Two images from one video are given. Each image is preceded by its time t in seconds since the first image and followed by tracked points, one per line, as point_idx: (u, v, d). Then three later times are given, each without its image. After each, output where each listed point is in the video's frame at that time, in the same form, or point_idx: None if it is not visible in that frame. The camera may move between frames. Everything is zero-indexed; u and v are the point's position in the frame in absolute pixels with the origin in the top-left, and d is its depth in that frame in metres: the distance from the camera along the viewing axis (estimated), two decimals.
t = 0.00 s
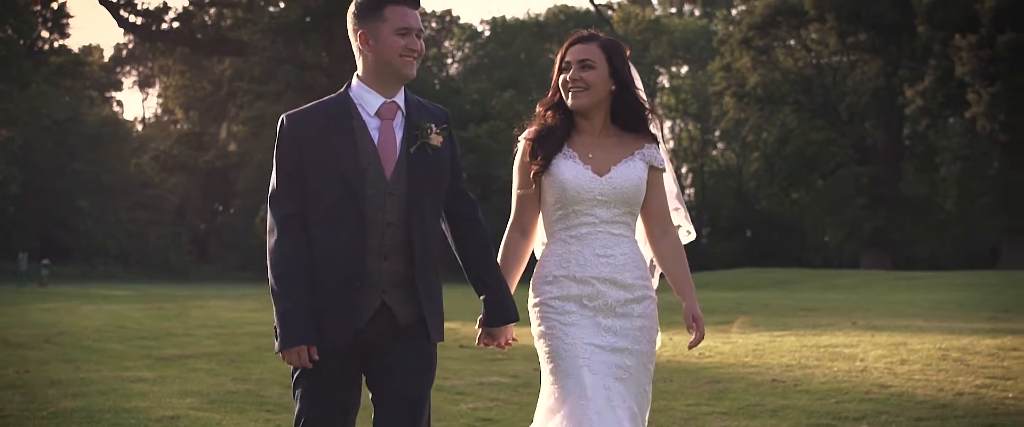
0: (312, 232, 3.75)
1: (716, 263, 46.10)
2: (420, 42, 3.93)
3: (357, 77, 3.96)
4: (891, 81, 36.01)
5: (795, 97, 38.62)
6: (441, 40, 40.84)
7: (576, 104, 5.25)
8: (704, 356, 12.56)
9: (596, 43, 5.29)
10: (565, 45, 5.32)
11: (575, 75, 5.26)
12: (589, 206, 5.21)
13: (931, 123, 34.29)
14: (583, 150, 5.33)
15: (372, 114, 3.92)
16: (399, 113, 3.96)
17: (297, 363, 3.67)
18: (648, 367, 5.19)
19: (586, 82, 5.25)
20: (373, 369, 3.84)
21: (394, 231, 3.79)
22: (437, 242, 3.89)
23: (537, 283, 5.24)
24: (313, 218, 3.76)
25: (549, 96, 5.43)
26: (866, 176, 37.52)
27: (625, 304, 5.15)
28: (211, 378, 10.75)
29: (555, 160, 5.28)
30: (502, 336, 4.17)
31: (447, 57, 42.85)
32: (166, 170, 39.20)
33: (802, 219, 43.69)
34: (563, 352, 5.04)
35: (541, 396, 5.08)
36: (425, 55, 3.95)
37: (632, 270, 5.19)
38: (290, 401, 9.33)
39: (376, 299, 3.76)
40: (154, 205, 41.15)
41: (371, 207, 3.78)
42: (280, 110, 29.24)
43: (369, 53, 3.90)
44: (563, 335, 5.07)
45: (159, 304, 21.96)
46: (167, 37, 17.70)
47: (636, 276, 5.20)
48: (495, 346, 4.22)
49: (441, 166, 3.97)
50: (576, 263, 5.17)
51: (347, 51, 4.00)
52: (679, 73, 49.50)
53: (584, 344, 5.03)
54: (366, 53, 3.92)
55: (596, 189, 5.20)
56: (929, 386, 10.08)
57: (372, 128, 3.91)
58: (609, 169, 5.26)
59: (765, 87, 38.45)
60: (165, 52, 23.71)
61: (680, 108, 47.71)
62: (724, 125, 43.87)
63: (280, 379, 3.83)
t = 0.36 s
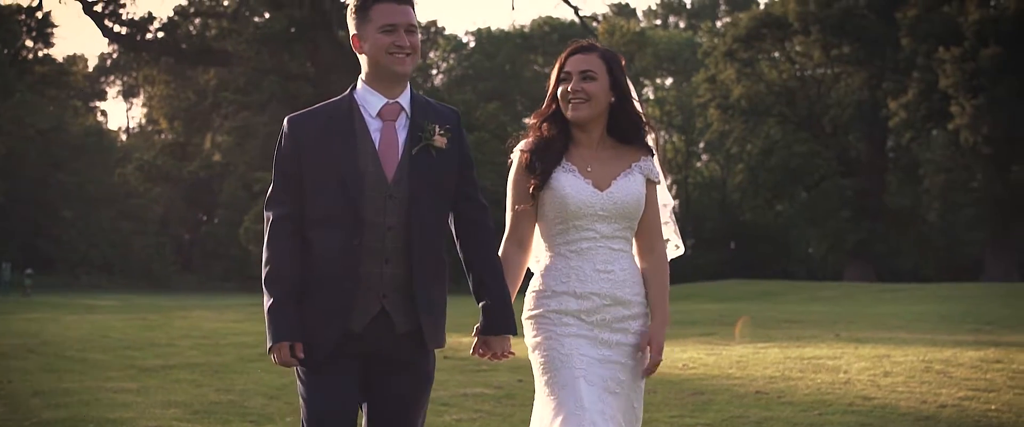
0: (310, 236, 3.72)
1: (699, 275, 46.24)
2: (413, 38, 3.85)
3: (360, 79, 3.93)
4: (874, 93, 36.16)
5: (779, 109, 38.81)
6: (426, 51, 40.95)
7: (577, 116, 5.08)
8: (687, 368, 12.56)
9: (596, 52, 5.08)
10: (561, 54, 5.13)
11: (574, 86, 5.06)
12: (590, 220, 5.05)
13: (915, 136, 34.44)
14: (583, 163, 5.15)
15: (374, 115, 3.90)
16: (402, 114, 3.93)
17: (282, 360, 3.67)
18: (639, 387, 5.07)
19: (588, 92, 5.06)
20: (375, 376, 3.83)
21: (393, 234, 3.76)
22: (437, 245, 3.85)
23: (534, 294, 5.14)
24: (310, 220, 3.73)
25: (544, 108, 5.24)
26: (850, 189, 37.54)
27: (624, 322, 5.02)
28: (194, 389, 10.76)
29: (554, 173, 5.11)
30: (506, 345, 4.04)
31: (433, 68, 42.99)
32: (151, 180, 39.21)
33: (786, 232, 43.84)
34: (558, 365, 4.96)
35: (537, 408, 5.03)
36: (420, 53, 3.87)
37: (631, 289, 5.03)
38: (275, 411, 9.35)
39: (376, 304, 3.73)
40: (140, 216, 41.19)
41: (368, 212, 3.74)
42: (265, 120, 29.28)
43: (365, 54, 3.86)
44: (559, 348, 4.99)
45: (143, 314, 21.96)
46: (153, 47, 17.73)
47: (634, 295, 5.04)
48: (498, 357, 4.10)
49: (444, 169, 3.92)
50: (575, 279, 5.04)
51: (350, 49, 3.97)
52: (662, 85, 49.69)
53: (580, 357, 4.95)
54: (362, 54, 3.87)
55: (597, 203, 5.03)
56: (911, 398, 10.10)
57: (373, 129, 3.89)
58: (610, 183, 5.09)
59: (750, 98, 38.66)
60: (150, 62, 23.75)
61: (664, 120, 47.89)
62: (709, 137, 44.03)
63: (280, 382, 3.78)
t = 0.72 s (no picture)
0: (307, 253, 3.73)
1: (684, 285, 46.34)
2: (406, 44, 3.86)
3: (357, 89, 3.94)
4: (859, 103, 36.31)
5: (763, 119, 38.88)
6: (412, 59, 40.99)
7: (586, 131, 4.90)
8: (672, 377, 12.56)
9: (600, 67, 4.90)
10: (558, 63, 4.95)
11: (580, 99, 4.87)
12: (585, 237, 4.85)
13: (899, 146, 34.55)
14: (579, 176, 4.95)
15: (371, 124, 3.89)
16: (400, 124, 3.92)
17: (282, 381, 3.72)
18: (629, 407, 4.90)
19: (596, 106, 4.88)
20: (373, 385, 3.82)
21: (392, 248, 3.75)
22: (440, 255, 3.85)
23: (528, 313, 4.96)
24: (305, 236, 3.74)
25: (539, 119, 5.02)
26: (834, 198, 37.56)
27: (620, 342, 4.85)
28: (177, 397, 10.73)
29: (551, 188, 4.88)
30: (492, 357, 3.90)
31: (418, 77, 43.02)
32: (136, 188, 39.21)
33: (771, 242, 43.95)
34: (554, 390, 4.82)
35: None
36: (415, 58, 3.88)
37: (628, 307, 4.86)
38: (258, 420, 9.32)
39: (375, 316, 3.73)
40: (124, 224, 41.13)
41: (365, 225, 3.73)
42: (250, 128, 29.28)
43: (360, 63, 3.89)
44: (553, 374, 4.85)
45: (125, 322, 21.89)
46: (137, 54, 17.71)
47: (631, 314, 4.87)
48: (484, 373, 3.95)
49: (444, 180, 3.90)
50: (571, 299, 4.86)
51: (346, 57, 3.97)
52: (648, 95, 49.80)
53: (572, 385, 4.80)
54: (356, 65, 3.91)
55: (595, 220, 4.83)
56: (895, 408, 10.13)
57: (370, 140, 3.87)
58: (609, 199, 4.89)
59: (734, 107, 38.80)
60: (135, 70, 23.72)
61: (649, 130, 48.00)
62: (693, 146, 44.11)
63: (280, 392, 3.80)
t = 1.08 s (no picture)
0: (302, 268, 3.77)
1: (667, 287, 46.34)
2: (399, 47, 3.89)
3: (348, 92, 3.96)
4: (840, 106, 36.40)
5: (744, 121, 38.95)
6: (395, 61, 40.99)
7: (585, 126, 4.84)
8: (652, 380, 12.58)
9: (597, 61, 4.86)
10: (551, 55, 4.89)
11: (580, 94, 4.81)
12: (573, 237, 4.80)
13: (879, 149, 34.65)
14: (570, 174, 4.90)
15: (364, 130, 3.93)
16: (394, 128, 3.96)
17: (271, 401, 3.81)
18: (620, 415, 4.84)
19: (595, 102, 4.83)
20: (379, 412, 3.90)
21: (391, 267, 3.80)
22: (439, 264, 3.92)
23: (511, 315, 4.91)
24: (299, 246, 3.79)
25: (527, 114, 4.97)
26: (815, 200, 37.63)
27: (611, 347, 4.77)
28: (158, 398, 10.73)
29: (539, 185, 4.83)
30: (475, 365, 3.92)
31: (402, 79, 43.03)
32: (117, 189, 39.16)
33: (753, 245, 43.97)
34: (536, 396, 4.77)
35: None
36: (407, 61, 3.90)
37: (616, 309, 4.78)
38: (236, 422, 9.32)
39: (378, 329, 3.77)
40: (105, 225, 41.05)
41: (363, 236, 3.77)
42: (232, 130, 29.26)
43: (351, 67, 3.92)
44: (535, 382, 4.79)
45: (105, 324, 21.86)
46: (118, 55, 17.70)
47: (620, 317, 4.79)
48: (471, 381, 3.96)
49: (436, 189, 3.94)
50: (556, 301, 4.81)
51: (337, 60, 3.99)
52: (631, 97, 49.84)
53: (555, 395, 4.76)
54: (346, 69, 3.93)
55: (583, 218, 4.78)
56: (875, 410, 10.17)
57: (363, 148, 3.91)
58: (598, 198, 4.83)
59: (715, 110, 38.88)
60: (116, 70, 23.72)
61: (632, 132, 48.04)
62: (675, 148, 44.15)
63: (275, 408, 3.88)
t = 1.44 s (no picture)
0: (304, 270, 3.78)
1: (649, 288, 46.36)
2: (392, 35, 3.90)
3: (341, 85, 3.98)
4: (822, 107, 36.49)
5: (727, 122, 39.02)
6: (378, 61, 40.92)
7: (582, 122, 4.81)
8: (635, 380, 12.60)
9: (595, 55, 4.83)
10: (545, 47, 4.86)
11: (580, 90, 4.78)
12: (562, 234, 4.78)
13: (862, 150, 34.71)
14: (560, 169, 4.89)
15: (361, 121, 3.94)
16: (390, 117, 4.00)
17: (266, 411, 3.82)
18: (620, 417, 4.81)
19: (593, 98, 4.80)
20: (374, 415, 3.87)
21: (394, 261, 3.83)
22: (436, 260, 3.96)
23: (496, 314, 4.87)
24: (298, 245, 3.79)
25: (520, 107, 4.92)
26: (796, 201, 37.72)
27: (599, 346, 4.77)
28: (139, 400, 10.71)
29: (531, 181, 4.80)
30: (478, 364, 4.02)
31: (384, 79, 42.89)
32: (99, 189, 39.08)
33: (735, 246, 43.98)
34: (525, 397, 4.75)
35: None
36: (400, 50, 3.92)
37: (605, 306, 4.77)
38: (217, 422, 9.36)
39: (386, 323, 3.81)
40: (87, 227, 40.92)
41: (366, 229, 3.80)
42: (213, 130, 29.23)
43: (341, 58, 3.92)
44: (522, 384, 4.76)
45: (88, 324, 21.81)
46: (101, 56, 17.67)
47: (610, 314, 4.78)
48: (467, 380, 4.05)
49: (434, 181, 3.99)
50: (543, 300, 4.77)
51: (326, 52, 4.00)
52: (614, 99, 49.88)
53: (544, 396, 4.73)
54: (338, 59, 3.92)
55: (571, 215, 4.77)
56: (857, 410, 10.18)
57: (362, 139, 3.93)
58: (587, 194, 4.84)
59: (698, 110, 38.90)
60: (96, 70, 23.67)
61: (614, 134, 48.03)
62: (657, 148, 44.16)
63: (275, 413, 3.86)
